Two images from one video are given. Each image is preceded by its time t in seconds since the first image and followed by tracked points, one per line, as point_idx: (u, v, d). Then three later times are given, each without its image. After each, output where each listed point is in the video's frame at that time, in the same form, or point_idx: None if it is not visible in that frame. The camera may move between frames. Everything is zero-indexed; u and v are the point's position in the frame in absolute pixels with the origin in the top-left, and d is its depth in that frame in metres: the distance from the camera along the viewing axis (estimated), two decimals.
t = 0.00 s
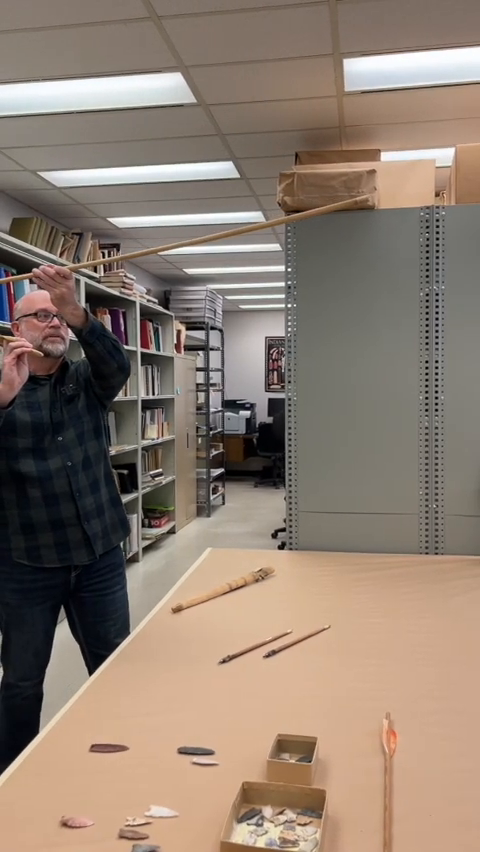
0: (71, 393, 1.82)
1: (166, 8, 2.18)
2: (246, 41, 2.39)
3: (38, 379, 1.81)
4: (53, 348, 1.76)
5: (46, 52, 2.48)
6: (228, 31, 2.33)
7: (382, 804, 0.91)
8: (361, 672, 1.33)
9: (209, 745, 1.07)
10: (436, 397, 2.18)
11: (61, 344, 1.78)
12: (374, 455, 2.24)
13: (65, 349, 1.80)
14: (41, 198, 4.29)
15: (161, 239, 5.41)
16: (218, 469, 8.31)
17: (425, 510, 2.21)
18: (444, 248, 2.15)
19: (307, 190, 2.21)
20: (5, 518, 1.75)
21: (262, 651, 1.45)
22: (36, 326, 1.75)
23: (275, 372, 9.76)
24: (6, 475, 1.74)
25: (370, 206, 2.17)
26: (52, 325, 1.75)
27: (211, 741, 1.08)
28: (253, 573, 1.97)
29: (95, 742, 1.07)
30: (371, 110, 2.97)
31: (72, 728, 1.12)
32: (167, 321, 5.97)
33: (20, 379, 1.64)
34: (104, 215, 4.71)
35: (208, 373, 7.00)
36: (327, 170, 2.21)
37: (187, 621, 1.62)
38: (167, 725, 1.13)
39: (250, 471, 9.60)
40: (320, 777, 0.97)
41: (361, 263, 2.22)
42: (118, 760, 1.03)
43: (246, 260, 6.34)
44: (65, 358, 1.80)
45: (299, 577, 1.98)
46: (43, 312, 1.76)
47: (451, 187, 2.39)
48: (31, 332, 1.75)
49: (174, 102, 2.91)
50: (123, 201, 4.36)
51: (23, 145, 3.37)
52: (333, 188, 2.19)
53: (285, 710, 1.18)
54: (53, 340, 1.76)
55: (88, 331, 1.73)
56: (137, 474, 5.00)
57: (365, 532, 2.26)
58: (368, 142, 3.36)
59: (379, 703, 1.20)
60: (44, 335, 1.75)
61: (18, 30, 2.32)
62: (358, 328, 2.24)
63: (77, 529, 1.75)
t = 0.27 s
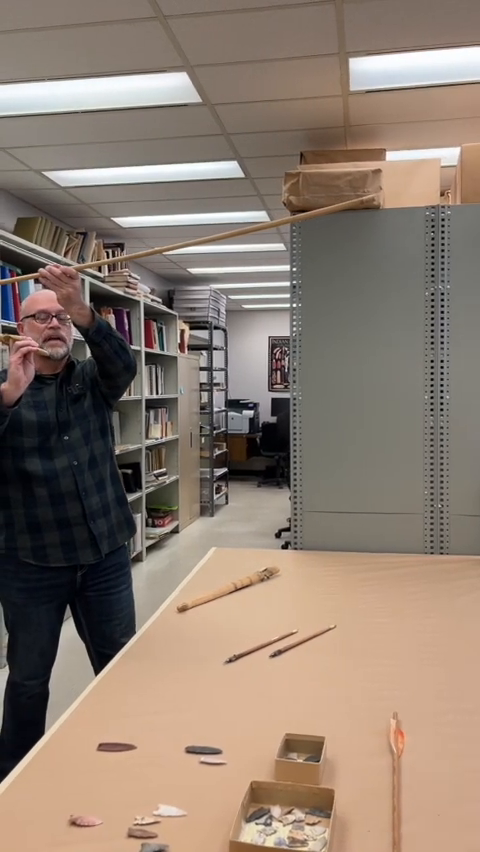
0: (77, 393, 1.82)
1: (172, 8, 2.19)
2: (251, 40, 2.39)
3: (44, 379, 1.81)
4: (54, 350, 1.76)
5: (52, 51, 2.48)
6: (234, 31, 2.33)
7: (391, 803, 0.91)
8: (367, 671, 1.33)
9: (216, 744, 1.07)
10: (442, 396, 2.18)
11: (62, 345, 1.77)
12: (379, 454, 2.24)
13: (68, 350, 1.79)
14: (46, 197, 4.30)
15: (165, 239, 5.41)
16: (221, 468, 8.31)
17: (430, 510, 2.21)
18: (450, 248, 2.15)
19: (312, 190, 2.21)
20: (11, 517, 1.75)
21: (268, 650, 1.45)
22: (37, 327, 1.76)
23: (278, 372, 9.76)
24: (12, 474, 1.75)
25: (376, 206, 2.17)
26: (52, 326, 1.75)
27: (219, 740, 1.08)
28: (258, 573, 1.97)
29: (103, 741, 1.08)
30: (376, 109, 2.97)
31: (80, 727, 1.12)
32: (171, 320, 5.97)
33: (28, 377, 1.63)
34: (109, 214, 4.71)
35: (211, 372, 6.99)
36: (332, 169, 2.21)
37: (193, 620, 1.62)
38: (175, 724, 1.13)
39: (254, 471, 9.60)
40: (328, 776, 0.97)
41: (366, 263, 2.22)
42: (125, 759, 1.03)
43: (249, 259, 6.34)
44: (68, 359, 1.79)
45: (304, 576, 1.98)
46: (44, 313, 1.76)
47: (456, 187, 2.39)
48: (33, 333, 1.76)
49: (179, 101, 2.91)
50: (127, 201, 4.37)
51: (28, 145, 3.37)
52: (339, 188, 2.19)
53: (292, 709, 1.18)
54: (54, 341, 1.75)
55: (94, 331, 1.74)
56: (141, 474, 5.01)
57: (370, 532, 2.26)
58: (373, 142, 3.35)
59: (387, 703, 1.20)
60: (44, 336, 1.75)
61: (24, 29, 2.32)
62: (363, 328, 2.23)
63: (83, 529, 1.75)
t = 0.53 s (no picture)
0: (86, 391, 1.82)
1: (181, 7, 2.19)
2: (260, 38, 2.39)
3: (54, 378, 1.80)
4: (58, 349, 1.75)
5: (61, 51, 2.48)
6: (243, 29, 2.33)
7: (402, 802, 0.91)
8: (376, 670, 1.33)
9: (227, 743, 1.07)
10: (450, 395, 2.17)
11: (66, 343, 1.76)
12: (388, 453, 2.23)
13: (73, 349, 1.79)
14: (53, 196, 4.31)
15: (172, 237, 5.42)
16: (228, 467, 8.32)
17: (438, 509, 2.20)
18: (458, 246, 2.14)
19: (320, 189, 2.21)
20: (21, 515, 1.76)
21: (277, 649, 1.44)
22: (42, 326, 1.76)
23: (285, 371, 9.75)
24: (21, 472, 1.75)
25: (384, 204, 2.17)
26: (57, 325, 1.75)
27: (229, 738, 1.09)
28: (266, 571, 1.97)
29: (113, 739, 1.08)
30: (385, 107, 2.97)
31: (90, 725, 1.12)
32: (178, 319, 5.97)
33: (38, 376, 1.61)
34: (116, 213, 4.72)
35: (218, 371, 6.99)
36: (340, 168, 2.20)
37: (202, 619, 1.62)
38: (185, 722, 1.13)
39: (260, 470, 9.59)
40: (339, 775, 0.97)
41: (375, 261, 2.21)
42: (136, 757, 1.03)
43: (257, 258, 6.33)
44: (74, 357, 1.79)
45: (313, 575, 1.98)
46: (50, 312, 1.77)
47: (465, 185, 2.38)
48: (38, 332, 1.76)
49: (186, 99, 2.91)
50: (135, 200, 4.37)
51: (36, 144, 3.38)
52: (347, 186, 2.19)
53: (302, 708, 1.18)
54: (59, 340, 1.75)
55: (104, 329, 1.74)
56: (148, 473, 5.01)
57: (378, 531, 2.25)
58: (381, 140, 3.34)
59: (397, 702, 1.20)
60: (49, 335, 1.76)
61: (33, 28, 2.33)
62: (371, 327, 2.23)
63: (92, 527, 1.75)
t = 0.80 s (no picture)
0: (97, 390, 1.83)
1: (192, 6, 2.19)
2: (271, 36, 2.39)
3: (65, 377, 1.80)
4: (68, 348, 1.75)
5: (72, 50, 2.49)
6: (254, 27, 2.33)
7: (416, 801, 0.90)
8: (388, 669, 1.33)
9: (239, 741, 1.07)
10: (461, 394, 2.17)
11: (76, 342, 1.76)
12: (399, 452, 2.22)
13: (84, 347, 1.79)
14: (63, 196, 4.32)
15: (181, 236, 5.42)
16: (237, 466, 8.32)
17: (449, 508, 2.19)
18: (470, 244, 2.14)
19: (331, 187, 2.20)
20: (32, 514, 1.76)
21: (289, 648, 1.44)
22: (53, 325, 1.77)
23: (294, 370, 9.74)
24: (33, 471, 1.75)
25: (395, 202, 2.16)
26: (67, 324, 1.75)
27: (241, 735, 1.09)
28: (277, 570, 1.97)
29: (126, 736, 1.08)
30: (395, 105, 2.96)
31: (102, 722, 1.12)
32: (187, 318, 5.98)
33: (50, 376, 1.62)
34: (126, 212, 4.72)
35: (227, 370, 7.00)
36: (351, 166, 2.20)
37: (213, 617, 1.62)
38: (197, 720, 1.14)
39: (269, 469, 9.59)
40: (352, 774, 0.97)
41: (386, 260, 2.21)
42: (149, 754, 1.03)
43: (266, 257, 6.33)
44: (85, 356, 1.79)
45: (323, 574, 1.98)
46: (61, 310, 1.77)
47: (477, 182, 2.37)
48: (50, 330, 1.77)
49: (197, 98, 2.91)
50: (144, 199, 4.38)
51: (47, 143, 3.39)
52: (358, 185, 2.18)
53: (314, 707, 1.18)
54: (69, 339, 1.75)
55: (115, 328, 1.74)
56: (157, 471, 5.02)
57: (389, 530, 2.25)
58: (391, 138, 3.34)
59: (409, 701, 1.20)
60: (60, 334, 1.76)
61: (43, 28, 2.33)
62: (382, 326, 2.22)
63: (104, 526, 1.76)
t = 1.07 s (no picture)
0: (108, 388, 1.83)
1: (202, 4, 2.19)
2: (281, 34, 2.38)
3: (75, 376, 1.81)
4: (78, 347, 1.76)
5: (83, 49, 2.49)
6: (265, 25, 2.32)
7: (427, 800, 0.90)
8: (399, 667, 1.32)
9: (250, 739, 1.07)
10: (473, 392, 2.15)
11: (87, 341, 1.77)
12: (410, 451, 2.22)
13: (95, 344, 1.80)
14: (74, 195, 4.33)
15: (192, 234, 5.42)
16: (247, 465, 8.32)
17: (461, 507, 2.18)
18: None
19: (342, 184, 2.19)
20: (43, 512, 1.77)
21: (299, 647, 1.44)
22: (64, 323, 1.77)
23: (304, 368, 9.73)
24: (45, 469, 1.76)
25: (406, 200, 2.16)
26: (78, 324, 1.76)
27: (252, 733, 1.09)
28: (287, 568, 1.97)
29: (137, 733, 1.08)
30: (407, 103, 2.95)
31: (113, 719, 1.13)
32: (197, 316, 5.98)
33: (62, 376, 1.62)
34: (136, 211, 4.73)
35: (237, 369, 7.00)
36: (361, 164, 2.19)
37: (224, 615, 1.62)
38: (208, 718, 1.14)
39: (279, 468, 9.59)
40: (363, 772, 0.97)
41: (397, 257, 2.20)
42: (160, 751, 1.04)
43: (276, 255, 6.32)
44: (96, 353, 1.79)
45: (333, 573, 1.97)
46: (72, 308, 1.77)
47: None
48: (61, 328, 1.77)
49: (207, 96, 2.91)
50: (155, 197, 4.38)
51: (58, 142, 3.40)
52: (369, 182, 2.18)
53: (326, 705, 1.18)
54: (79, 338, 1.76)
55: (126, 327, 1.74)
56: (167, 470, 5.04)
57: (400, 529, 2.24)
58: (402, 135, 3.32)
59: (422, 701, 1.19)
60: (71, 332, 1.77)
61: (53, 27, 2.34)
62: (393, 324, 2.21)
63: (114, 524, 1.76)
